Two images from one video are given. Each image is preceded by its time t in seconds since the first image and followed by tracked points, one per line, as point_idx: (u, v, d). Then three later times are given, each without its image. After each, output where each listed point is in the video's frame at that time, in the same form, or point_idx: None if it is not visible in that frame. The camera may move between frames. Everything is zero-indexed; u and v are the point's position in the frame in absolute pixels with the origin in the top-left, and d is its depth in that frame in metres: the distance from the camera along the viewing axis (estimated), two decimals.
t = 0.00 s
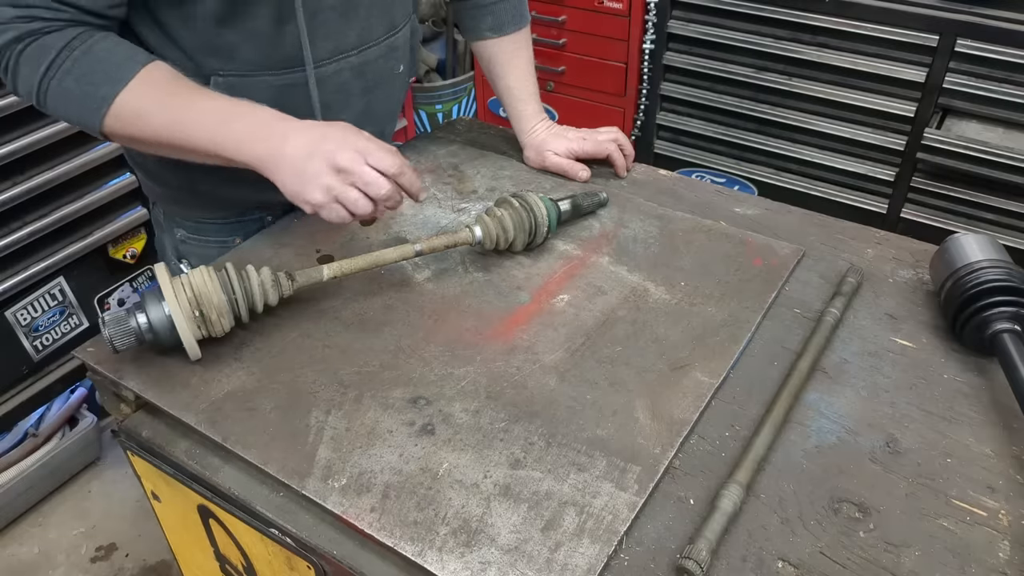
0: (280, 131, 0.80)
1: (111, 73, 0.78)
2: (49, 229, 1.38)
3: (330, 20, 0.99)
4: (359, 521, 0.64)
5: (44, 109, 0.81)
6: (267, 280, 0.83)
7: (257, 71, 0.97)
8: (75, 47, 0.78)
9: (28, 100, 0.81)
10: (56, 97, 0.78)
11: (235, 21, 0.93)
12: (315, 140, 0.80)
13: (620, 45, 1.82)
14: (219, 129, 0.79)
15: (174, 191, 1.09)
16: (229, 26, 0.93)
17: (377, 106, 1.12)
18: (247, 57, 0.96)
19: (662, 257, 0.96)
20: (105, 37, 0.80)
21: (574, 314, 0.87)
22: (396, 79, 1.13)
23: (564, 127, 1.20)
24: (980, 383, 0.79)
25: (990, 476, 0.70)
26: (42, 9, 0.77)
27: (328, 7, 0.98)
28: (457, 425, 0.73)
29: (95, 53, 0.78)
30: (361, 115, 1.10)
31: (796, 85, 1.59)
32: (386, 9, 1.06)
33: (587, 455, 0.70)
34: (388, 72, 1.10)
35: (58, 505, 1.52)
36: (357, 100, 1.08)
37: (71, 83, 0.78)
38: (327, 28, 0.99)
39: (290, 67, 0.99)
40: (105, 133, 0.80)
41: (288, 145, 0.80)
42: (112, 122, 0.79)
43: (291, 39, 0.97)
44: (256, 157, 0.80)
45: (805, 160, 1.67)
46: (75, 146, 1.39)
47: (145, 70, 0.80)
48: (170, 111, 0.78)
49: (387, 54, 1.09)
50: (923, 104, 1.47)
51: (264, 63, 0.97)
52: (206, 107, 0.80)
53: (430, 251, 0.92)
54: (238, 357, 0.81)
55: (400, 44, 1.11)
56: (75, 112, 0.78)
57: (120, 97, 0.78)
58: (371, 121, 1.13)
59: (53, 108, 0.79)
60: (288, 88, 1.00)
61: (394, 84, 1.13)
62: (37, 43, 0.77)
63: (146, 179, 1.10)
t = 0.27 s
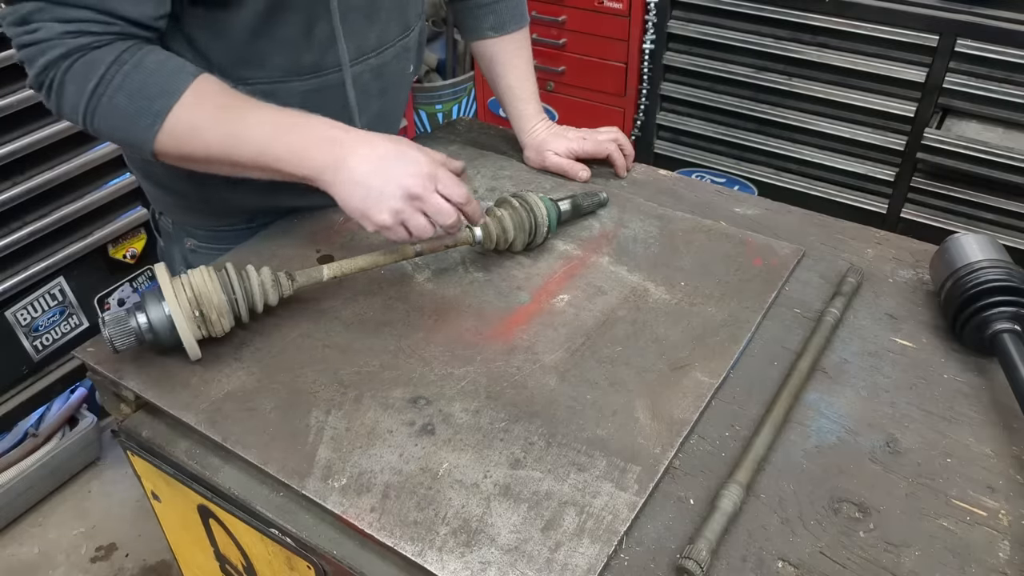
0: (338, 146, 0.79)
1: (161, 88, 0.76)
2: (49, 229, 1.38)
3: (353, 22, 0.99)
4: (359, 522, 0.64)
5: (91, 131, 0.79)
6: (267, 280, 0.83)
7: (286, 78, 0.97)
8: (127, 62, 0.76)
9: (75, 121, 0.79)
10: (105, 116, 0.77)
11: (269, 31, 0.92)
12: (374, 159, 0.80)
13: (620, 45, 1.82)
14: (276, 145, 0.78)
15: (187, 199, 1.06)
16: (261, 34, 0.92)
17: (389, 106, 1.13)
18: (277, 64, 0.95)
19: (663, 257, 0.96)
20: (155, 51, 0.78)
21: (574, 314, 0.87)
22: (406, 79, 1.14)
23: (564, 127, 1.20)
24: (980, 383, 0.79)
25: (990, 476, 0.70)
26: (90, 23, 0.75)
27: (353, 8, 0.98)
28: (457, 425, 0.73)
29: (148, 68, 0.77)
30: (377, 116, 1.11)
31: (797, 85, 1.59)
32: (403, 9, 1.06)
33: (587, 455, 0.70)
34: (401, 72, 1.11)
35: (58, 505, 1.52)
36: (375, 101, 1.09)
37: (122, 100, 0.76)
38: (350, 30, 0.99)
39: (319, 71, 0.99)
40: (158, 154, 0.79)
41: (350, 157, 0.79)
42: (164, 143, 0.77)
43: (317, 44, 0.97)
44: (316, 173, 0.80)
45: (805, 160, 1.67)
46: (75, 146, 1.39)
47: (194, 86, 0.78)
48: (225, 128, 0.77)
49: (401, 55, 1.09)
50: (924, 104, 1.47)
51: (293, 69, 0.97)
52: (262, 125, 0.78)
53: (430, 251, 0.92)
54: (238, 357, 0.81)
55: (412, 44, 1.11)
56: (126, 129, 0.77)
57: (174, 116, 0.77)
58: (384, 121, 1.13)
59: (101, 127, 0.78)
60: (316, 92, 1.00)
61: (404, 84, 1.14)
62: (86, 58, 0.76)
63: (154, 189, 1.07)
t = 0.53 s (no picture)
0: (448, 175, 0.74)
1: (264, 121, 0.71)
2: (49, 229, 1.38)
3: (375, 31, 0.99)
4: (359, 522, 0.64)
5: (187, 168, 0.73)
6: (267, 280, 0.83)
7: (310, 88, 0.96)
8: (229, 96, 0.71)
9: (172, 158, 0.73)
10: (206, 152, 0.71)
11: (302, 43, 0.92)
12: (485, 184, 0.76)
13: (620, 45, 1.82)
14: (385, 179, 0.73)
15: (185, 206, 1.03)
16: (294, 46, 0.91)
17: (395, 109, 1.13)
18: (305, 75, 0.95)
19: (663, 257, 0.96)
20: (254, 84, 0.73)
21: (574, 314, 0.87)
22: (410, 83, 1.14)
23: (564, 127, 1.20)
24: (979, 383, 0.79)
25: (990, 476, 0.70)
26: (193, 55, 0.69)
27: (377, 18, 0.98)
28: (457, 425, 0.73)
29: (250, 101, 0.71)
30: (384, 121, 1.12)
31: (797, 85, 1.59)
32: (416, 16, 1.07)
33: (587, 455, 0.70)
34: (408, 77, 1.12)
35: (58, 505, 1.52)
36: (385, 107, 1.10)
37: (225, 136, 0.71)
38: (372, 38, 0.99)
39: (342, 81, 0.99)
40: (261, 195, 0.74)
41: (457, 190, 0.74)
42: (435, 200, 0.74)
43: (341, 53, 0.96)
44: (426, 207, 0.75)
45: (805, 160, 1.67)
46: (75, 146, 1.39)
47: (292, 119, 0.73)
48: (335, 164, 0.72)
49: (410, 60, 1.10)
50: (924, 104, 1.47)
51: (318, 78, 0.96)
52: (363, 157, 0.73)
53: (431, 250, 0.93)
54: (238, 357, 0.81)
55: (419, 50, 1.12)
56: (232, 167, 0.72)
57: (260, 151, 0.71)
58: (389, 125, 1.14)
59: (202, 162, 0.72)
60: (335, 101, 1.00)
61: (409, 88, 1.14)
62: (191, 91, 0.70)
63: (152, 195, 1.04)
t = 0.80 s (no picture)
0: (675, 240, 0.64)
1: (512, 174, 0.61)
2: (49, 228, 1.38)
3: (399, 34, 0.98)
4: (359, 521, 0.64)
5: (443, 226, 0.63)
6: (267, 280, 0.83)
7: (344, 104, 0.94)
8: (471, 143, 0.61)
9: (430, 219, 0.63)
10: (447, 203, 0.61)
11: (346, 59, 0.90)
12: (726, 246, 0.65)
13: (620, 45, 1.81)
14: (613, 238, 0.63)
15: (191, 214, 0.98)
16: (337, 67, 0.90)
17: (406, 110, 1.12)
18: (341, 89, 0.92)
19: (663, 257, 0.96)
20: (491, 132, 0.63)
21: (574, 314, 0.87)
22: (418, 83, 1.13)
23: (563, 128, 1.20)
24: (979, 383, 0.79)
25: (990, 475, 0.70)
26: (405, 87, 0.59)
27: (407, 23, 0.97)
28: (457, 424, 0.73)
29: (498, 153, 0.61)
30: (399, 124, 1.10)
31: (797, 85, 1.59)
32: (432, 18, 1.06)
33: (587, 455, 0.70)
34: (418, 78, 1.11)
35: (58, 505, 1.52)
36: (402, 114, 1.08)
37: (467, 186, 0.61)
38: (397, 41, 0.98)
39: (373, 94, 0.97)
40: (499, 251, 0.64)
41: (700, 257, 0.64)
42: (627, 259, 0.64)
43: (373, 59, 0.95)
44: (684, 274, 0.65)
45: (805, 160, 1.67)
46: (74, 146, 1.39)
47: (533, 166, 0.62)
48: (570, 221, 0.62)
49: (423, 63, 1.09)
50: (924, 104, 1.47)
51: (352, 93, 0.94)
52: (721, 244, 0.65)
53: (430, 250, 0.94)
54: (238, 357, 0.81)
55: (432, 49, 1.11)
56: (440, 217, 0.62)
57: (526, 216, 0.62)
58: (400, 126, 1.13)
59: (404, 205, 0.63)
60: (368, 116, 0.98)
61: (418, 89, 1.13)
62: (428, 130, 0.60)
63: (155, 202, 0.99)
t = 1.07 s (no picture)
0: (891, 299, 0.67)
1: (715, 201, 0.63)
2: (49, 228, 1.38)
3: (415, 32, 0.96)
4: (359, 521, 0.64)
5: (633, 247, 0.66)
6: (267, 280, 0.83)
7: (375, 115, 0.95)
8: (673, 174, 0.63)
9: (643, 249, 0.65)
10: (648, 229, 0.64)
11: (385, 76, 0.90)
12: (924, 315, 0.68)
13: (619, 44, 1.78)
14: (820, 281, 0.65)
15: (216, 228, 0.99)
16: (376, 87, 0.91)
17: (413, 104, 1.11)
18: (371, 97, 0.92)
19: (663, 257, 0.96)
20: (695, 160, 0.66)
21: (574, 314, 0.87)
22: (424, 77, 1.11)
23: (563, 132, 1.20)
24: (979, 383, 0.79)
25: (990, 475, 0.70)
26: (606, 111, 0.62)
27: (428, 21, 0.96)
28: (457, 424, 0.73)
29: (702, 180, 0.63)
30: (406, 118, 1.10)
31: (797, 85, 1.57)
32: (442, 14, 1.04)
33: (587, 454, 0.70)
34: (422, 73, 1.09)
35: (58, 505, 1.52)
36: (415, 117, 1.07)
37: (671, 215, 0.63)
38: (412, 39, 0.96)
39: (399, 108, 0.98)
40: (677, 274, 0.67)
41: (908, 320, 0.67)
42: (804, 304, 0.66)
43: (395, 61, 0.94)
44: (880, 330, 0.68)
45: (805, 160, 1.65)
46: (74, 146, 1.39)
47: (738, 201, 0.64)
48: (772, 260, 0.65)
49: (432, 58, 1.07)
50: (924, 104, 1.45)
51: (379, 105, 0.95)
52: (917, 308, 0.68)
53: (430, 251, 0.92)
54: (238, 357, 0.81)
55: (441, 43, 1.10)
56: (635, 241, 0.65)
57: (723, 251, 0.64)
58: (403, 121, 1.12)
59: (601, 227, 0.65)
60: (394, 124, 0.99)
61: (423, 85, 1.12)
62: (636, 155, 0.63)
63: (179, 213, 0.99)
